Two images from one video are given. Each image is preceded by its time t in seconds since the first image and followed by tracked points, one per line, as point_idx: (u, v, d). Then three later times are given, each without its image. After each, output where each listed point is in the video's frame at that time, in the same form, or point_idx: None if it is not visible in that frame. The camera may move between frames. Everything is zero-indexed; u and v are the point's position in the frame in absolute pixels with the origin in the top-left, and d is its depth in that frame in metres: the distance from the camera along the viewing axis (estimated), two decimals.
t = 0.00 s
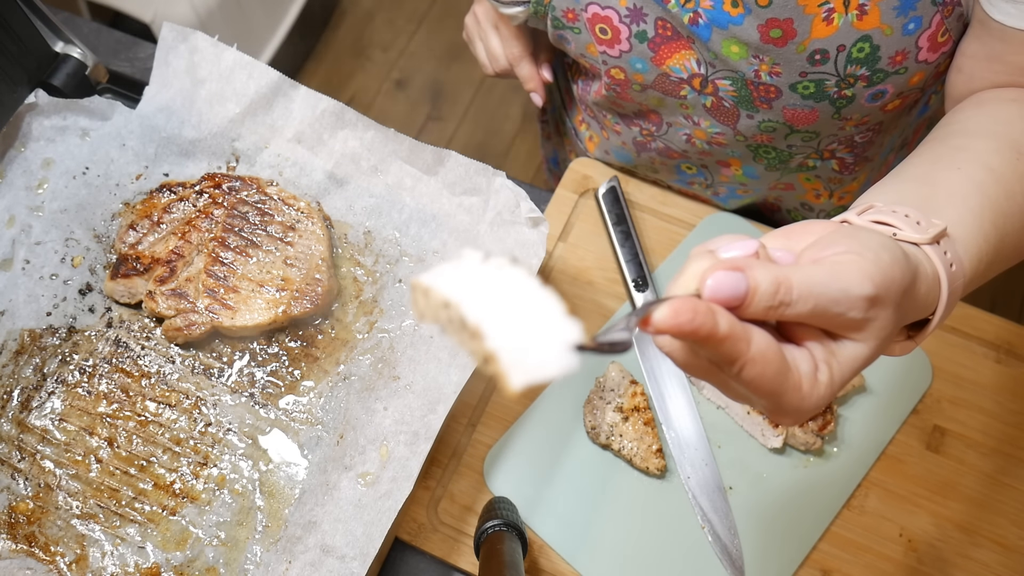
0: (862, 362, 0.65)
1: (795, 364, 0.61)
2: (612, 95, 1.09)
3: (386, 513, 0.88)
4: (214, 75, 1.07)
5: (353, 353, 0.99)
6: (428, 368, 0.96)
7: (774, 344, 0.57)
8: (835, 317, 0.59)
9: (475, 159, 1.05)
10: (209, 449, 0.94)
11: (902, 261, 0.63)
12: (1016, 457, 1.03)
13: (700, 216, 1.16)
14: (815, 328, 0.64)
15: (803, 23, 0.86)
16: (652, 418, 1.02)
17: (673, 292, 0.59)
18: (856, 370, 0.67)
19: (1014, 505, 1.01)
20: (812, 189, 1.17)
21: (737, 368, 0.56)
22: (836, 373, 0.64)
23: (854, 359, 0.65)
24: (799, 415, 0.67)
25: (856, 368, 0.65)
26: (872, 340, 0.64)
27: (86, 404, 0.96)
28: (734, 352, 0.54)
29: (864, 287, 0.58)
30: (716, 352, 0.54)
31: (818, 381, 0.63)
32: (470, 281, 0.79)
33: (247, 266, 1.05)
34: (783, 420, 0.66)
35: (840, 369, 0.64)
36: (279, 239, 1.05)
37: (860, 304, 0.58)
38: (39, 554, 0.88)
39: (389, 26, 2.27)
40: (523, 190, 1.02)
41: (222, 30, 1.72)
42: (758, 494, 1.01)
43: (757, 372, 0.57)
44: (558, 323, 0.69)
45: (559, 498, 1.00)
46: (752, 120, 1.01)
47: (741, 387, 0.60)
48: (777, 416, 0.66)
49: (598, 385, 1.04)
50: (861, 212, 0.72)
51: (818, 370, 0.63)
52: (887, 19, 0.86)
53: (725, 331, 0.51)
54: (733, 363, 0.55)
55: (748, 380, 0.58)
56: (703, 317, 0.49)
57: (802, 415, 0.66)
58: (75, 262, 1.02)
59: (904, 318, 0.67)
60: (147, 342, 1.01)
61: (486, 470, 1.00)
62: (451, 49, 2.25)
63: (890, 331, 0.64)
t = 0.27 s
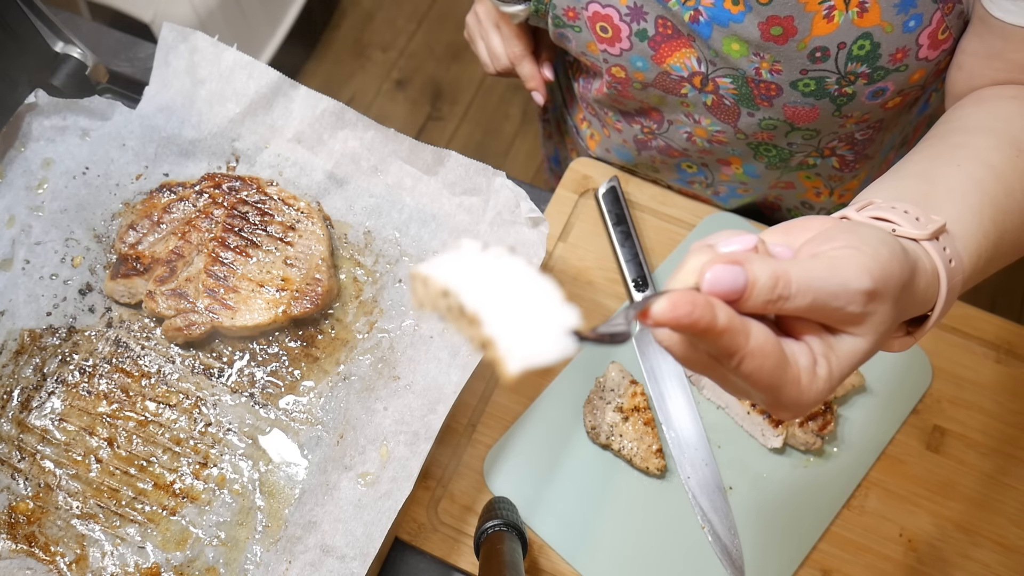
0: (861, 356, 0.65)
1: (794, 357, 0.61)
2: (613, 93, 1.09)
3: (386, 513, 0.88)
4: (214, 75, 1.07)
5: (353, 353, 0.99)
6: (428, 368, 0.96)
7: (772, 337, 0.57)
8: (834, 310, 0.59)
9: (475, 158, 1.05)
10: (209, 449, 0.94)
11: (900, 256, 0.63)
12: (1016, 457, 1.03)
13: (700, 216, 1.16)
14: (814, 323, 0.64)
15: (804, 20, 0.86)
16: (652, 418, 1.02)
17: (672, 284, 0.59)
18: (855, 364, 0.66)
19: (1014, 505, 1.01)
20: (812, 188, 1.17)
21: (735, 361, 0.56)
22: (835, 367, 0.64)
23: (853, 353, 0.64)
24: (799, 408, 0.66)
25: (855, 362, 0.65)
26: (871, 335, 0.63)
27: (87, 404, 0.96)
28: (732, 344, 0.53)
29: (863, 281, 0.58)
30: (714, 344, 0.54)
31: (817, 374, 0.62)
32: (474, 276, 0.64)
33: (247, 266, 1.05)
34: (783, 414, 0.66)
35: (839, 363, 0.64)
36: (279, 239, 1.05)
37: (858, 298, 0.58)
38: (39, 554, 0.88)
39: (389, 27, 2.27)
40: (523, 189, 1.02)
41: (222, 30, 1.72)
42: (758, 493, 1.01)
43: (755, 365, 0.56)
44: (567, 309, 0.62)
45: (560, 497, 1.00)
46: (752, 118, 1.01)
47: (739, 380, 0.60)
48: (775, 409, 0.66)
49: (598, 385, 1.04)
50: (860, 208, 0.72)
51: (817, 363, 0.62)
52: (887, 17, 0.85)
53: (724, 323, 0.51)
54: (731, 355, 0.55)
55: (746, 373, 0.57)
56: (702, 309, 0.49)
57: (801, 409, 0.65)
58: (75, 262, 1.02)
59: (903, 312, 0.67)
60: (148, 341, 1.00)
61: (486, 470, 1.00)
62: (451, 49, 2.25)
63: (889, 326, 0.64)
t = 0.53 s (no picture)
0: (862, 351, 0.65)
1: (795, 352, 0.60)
2: (613, 91, 1.09)
3: (386, 513, 0.88)
4: (214, 75, 1.07)
5: (353, 353, 0.99)
6: (428, 368, 0.96)
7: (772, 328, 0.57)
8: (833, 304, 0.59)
9: (475, 159, 1.05)
10: (209, 449, 0.94)
11: (900, 251, 0.63)
12: (1016, 457, 1.03)
13: (700, 216, 1.16)
14: (814, 317, 0.64)
15: (805, 18, 0.86)
16: (652, 418, 1.02)
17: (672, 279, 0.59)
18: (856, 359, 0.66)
19: (1014, 505, 1.01)
20: (813, 187, 1.17)
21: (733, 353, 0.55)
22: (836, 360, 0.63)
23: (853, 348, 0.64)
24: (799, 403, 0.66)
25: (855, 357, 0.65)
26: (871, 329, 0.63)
27: (87, 404, 0.96)
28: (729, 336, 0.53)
29: (863, 276, 0.58)
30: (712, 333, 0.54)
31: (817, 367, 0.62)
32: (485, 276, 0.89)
33: (247, 266, 1.06)
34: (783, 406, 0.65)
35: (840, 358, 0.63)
36: (279, 239, 1.05)
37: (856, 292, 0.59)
38: (39, 554, 0.88)
39: (389, 27, 2.27)
40: (523, 189, 1.02)
41: (222, 30, 1.72)
42: (758, 493, 1.01)
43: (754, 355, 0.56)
44: (566, 302, 0.84)
45: (560, 497, 1.00)
46: (753, 116, 1.01)
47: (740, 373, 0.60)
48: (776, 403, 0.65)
49: (598, 385, 1.04)
50: (860, 205, 0.72)
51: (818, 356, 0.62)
52: (888, 15, 0.85)
53: (725, 316, 0.51)
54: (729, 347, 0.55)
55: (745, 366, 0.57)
56: (702, 300, 0.49)
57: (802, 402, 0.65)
58: (75, 262, 1.02)
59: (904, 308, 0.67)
60: (148, 341, 1.01)
61: (486, 470, 1.00)
62: (451, 49, 2.25)
63: (888, 321, 0.64)
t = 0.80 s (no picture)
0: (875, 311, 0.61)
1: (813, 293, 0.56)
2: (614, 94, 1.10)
3: (386, 513, 0.88)
4: (214, 75, 1.07)
5: (353, 353, 0.99)
6: (428, 368, 0.95)
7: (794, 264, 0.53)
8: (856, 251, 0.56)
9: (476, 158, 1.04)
10: (209, 449, 0.94)
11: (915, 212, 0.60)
12: (1016, 457, 1.03)
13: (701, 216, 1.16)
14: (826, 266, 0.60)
15: (808, 24, 0.87)
16: (653, 418, 1.02)
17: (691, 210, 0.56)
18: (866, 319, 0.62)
19: (1014, 505, 1.01)
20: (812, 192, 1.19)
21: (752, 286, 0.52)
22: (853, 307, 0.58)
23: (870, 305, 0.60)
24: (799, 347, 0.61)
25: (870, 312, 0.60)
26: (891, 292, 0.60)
27: (87, 404, 0.96)
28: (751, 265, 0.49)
29: (882, 223, 0.55)
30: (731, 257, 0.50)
31: (830, 309, 0.58)
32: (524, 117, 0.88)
33: (247, 266, 1.06)
34: (784, 342, 0.60)
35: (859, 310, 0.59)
36: (279, 239, 1.05)
37: (880, 237, 0.55)
38: (39, 554, 0.88)
39: (389, 27, 2.27)
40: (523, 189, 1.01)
41: (222, 30, 1.72)
42: (758, 493, 1.01)
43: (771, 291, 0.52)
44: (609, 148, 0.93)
45: (560, 497, 1.00)
46: (754, 119, 1.02)
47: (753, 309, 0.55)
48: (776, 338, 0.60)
49: (598, 384, 1.04)
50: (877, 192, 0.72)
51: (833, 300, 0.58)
52: (891, 21, 0.85)
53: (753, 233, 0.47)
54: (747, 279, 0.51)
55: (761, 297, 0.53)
56: (729, 208, 0.45)
57: (804, 346, 0.60)
58: (75, 262, 1.02)
59: (918, 280, 0.64)
60: (148, 341, 1.01)
61: (486, 470, 1.00)
62: (451, 49, 2.25)
63: (904, 286, 0.61)
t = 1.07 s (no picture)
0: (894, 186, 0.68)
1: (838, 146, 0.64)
2: (616, 97, 1.10)
3: (386, 513, 0.87)
4: (214, 75, 1.06)
5: (353, 353, 0.99)
6: (428, 369, 0.95)
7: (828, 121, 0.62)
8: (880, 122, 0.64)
9: (476, 158, 1.04)
10: (209, 449, 0.94)
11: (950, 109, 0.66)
12: (1016, 457, 1.03)
13: (701, 216, 1.17)
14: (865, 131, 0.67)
15: (815, 35, 0.91)
16: (653, 418, 1.02)
17: (749, 78, 0.68)
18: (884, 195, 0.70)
19: (1014, 505, 1.01)
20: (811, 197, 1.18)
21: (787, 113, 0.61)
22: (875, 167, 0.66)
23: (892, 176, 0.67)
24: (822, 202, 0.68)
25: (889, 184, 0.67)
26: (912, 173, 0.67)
27: (87, 404, 0.96)
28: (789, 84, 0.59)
29: (913, 94, 0.62)
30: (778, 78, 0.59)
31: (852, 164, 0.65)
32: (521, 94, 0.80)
33: (247, 266, 1.06)
34: (808, 190, 0.67)
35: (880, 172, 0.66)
36: (279, 239, 1.05)
37: (908, 106, 0.62)
38: (39, 554, 0.88)
39: (389, 27, 2.27)
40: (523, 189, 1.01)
41: (222, 30, 1.72)
42: (758, 493, 1.01)
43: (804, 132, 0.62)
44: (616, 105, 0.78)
45: (560, 497, 1.00)
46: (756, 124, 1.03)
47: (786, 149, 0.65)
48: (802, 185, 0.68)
49: (598, 385, 1.04)
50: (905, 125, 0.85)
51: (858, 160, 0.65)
52: (895, 33, 0.90)
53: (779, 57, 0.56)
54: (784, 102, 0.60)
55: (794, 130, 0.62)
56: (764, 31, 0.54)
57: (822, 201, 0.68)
58: (75, 262, 1.02)
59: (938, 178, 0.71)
60: (148, 341, 1.01)
61: (486, 470, 1.00)
62: (451, 50, 2.24)
63: (926, 169, 0.67)
